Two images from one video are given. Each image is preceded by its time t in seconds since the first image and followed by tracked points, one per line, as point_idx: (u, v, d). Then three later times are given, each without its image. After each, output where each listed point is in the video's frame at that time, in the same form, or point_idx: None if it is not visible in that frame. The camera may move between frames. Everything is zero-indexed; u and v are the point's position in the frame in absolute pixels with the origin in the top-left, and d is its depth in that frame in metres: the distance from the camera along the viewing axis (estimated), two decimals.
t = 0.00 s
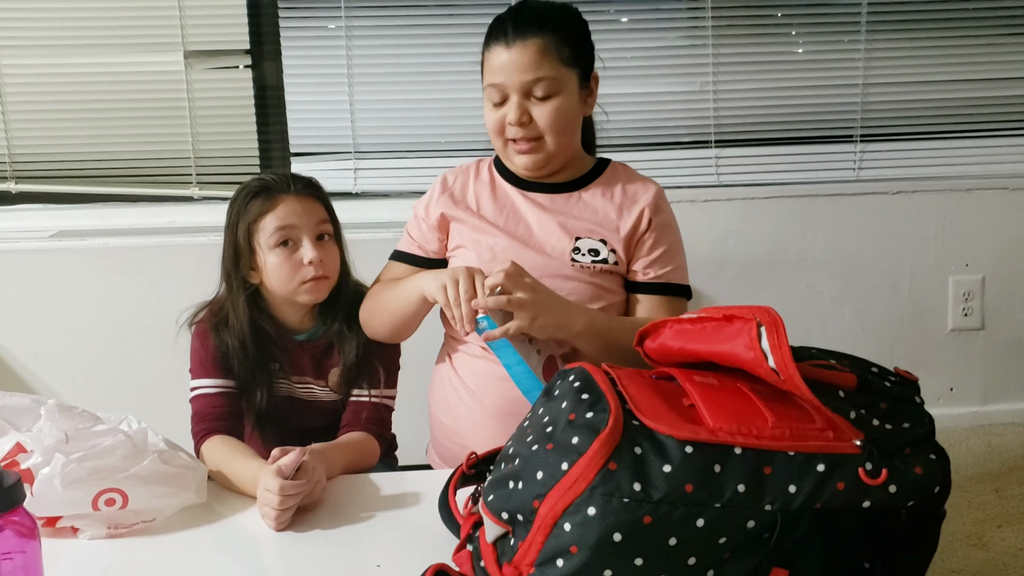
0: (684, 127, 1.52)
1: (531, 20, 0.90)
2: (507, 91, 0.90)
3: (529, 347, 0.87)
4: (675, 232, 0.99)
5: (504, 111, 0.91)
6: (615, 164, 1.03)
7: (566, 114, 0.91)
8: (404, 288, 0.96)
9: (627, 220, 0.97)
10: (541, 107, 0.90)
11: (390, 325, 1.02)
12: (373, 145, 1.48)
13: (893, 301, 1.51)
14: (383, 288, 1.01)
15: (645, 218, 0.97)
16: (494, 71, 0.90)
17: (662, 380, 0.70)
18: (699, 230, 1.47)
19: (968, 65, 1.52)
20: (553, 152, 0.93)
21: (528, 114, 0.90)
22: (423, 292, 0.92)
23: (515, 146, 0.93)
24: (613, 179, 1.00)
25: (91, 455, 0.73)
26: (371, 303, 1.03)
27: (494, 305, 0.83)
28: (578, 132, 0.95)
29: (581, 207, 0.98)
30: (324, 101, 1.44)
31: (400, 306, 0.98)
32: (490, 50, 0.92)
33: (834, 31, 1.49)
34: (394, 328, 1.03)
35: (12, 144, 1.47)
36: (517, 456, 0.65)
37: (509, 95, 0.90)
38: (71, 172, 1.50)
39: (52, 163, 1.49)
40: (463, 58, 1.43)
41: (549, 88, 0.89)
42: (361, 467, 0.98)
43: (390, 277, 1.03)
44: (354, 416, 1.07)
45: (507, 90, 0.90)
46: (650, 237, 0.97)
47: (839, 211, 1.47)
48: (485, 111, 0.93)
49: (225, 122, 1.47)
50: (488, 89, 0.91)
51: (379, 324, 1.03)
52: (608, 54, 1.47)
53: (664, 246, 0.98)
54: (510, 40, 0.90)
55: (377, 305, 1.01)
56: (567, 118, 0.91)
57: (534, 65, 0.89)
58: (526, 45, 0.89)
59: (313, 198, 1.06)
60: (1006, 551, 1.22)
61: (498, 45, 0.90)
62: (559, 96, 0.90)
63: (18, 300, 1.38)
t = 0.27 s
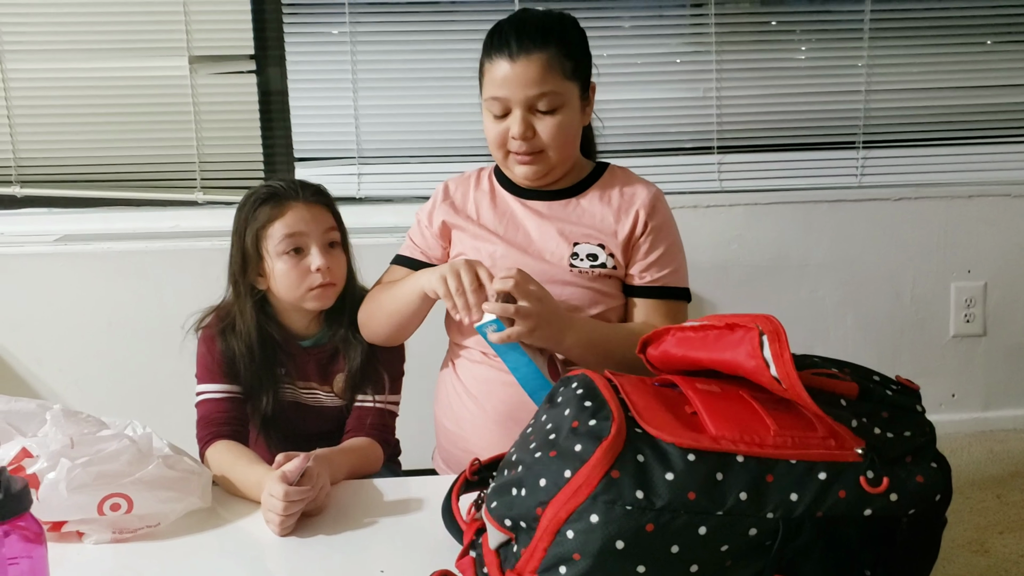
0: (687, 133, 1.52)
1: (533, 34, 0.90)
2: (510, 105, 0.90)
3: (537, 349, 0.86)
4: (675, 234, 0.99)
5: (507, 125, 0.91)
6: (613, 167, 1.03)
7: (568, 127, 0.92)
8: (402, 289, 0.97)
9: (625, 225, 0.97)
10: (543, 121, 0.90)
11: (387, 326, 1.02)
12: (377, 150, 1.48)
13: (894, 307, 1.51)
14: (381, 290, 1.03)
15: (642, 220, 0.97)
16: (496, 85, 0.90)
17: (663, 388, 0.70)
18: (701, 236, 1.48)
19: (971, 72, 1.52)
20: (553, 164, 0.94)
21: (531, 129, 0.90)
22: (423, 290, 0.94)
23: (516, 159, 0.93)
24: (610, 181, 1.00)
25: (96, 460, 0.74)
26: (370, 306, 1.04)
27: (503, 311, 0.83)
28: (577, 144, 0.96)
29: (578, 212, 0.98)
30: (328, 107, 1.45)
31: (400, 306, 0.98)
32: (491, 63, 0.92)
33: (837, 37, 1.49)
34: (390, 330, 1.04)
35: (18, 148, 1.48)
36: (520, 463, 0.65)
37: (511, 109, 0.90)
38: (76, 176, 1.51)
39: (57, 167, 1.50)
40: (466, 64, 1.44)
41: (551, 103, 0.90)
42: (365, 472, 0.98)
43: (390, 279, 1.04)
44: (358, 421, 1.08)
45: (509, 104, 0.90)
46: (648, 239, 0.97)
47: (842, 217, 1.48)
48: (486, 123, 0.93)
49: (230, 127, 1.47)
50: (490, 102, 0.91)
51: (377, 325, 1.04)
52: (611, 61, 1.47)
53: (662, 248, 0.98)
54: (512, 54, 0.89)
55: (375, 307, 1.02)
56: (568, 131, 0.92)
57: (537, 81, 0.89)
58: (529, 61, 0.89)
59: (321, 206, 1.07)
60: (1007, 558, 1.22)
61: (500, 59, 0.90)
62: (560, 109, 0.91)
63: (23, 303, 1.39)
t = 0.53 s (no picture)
0: (686, 127, 1.52)
1: (525, 32, 0.90)
2: (503, 104, 0.90)
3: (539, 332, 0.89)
4: (670, 225, 1.00)
5: (500, 123, 0.91)
6: (607, 158, 1.03)
7: (562, 124, 0.92)
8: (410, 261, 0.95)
9: (621, 216, 0.98)
10: (537, 119, 0.90)
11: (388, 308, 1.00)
12: (376, 143, 1.48)
13: (893, 301, 1.51)
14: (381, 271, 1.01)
15: (639, 210, 0.98)
16: (488, 84, 0.90)
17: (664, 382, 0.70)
18: (701, 230, 1.48)
19: (970, 67, 1.52)
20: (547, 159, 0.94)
21: (526, 127, 0.90)
22: (434, 264, 0.92)
23: (510, 155, 0.93)
24: (606, 172, 1.00)
25: (96, 453, 0.74)
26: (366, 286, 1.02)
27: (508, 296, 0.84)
28: (571, 140, 0.96)
29: (576, 204, 0.98)
30: (327, 100, 1.44)
31: (404, 282, 0.96)
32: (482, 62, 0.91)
33: (837, 31, 1.49)
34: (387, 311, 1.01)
35: (15, 140, 1.48)
36: (521, 456, 0.65)
37: (505, 108, 0.90)
38: (74, 169, 1.50)
39: (56, 160, 1.49)
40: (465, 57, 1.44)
41: (545, 101, 0.90)
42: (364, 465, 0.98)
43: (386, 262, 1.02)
44: (359, 415, 1.08)
45: (502, 103, 0.90)
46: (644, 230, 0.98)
47: (841, 212, 1.48)
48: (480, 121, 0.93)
49: (228, 120, 1.47)
50: (483, 101, 0.91)
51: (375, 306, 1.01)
52: (610, 54, 1.47)
53: (659, 239, 0.98)
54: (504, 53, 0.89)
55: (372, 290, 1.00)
56: (562, 129, 0.92)
57: (530, 79, 0.88)
58: (522, 60, 0.88)
59: (324, 202, 1.07)
60: (1005, 552, 1.23)
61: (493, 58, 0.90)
62: (554, 107, 0.91)
63: (21, 297, 1.38)
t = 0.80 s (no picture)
0: (692, 127, 1.52)
1: (524, 33, 0.90)
2: (504, 105, 0.90)
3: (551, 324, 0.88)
4: (676, 225, 1.00)
5: (502, 125, 0.91)
6: (612, 157, 1.03)
7: (564, 123, 0.92)
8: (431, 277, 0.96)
9: (626, 216, 0.97)
10: (538, 119, 0.90)
11: (412, 323, 1.00)
12: (381, 141, 1.48)
13: (898, 302, 1.51)
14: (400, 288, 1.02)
15: (644, 211, 0.97)
16: (489, 86, 0.89)
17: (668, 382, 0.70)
18: (705, 230, 1.47)
19: (977, 68, 1.51)
20: (550, 159, 0.94)
21: (528, 128, 0.90)
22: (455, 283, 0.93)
23: (513, 156, 0.93)
24: (610, 173, 1.00)
25: (100, 449, 0.74)
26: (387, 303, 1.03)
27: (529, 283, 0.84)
28: (573, 139, 0.96)
29: (579, 205, 0.98)
30: (332, 98, 1.44)
31: (424, 298, 0.97)
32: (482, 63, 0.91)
33: (844, 31, 1.49)
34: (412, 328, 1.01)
35: (21, 136, 1.48)
36: (525, 455, 0.65)
37: (506, 109, 0.90)
38: (80, 165, 1.51)
39: (62, 156, 1.50)
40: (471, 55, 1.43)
41: (547, 100, 0.89)
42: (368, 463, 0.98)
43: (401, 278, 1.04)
44: (362, 412, 1.08)
45: (504, 105, 0.90)
46: (650, 230, 0.98)
47: (846, 213, 1.47)
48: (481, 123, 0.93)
49: (233, 117, 1.47)
50: (484, 103, 0.91)
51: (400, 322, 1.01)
52: (616, 53, 1.47)
53: (665, 240, 0.98)
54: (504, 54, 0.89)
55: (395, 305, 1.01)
56: (564, 127, 0.92)
57: (531, 79, 0.88)
58: (522, 60, 0.88)
59: (328, 198, 1.07)
60: (1008, 554, 1.22)
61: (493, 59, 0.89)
62: (555, 106, 0.91)
63: (27, 292, 1.39)
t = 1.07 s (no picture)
0: (695, 128, 1.52)
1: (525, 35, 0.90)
2: (505, 108, 0.90)
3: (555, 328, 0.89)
4: (678, 226, 1.00)
5: (504, 127, 0.91)
6: (614, 158, 1.03)
7: (566, 125, 0.92)
8: (432, 280, 0.97)
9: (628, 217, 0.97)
10: (540, 121, 0.90)
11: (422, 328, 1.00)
12: (383, 141, 1.48)
13: (899, 305, 1.51)
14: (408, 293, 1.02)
15: (647, 212, 0.97)
16: (490, 88, 0.89)
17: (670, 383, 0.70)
18: (707, 231, 1.47)
19: (980, 71, 1.51)
20: (553, 160, 0.94)
21: (530, 130, 0.90)
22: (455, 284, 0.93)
23: (515, 158, 0.93)
24: (612, 175, 1.00)
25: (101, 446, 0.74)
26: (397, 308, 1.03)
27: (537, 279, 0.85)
28: (575, 140, 0.96)
29: (581, 206, 0.98)
30: (335, 97, 1.44)
31: (429, 299, 0.97)
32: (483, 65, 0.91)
33: (847, 34, 1.49)
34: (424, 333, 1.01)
35: (24, 133, 1.48)
36: (526, 455, 0.65)
37: (508, 111, 0.90)
38: (83, 162, 1.51)
39: (64, 154, 1.50)
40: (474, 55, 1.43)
41: (548, 102, 0.89)
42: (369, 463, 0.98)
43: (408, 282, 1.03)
44: (363, 412, 1.08)
45: (505, 107, 0.90)
46: (653, 232, 0.98)
47: (848, 215, 1.47)
48: (483, 125, 0.93)
49: (236, 115, 1.47)
50: (485, 105, 0.91)
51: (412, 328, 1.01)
52: (619, 54, 1.47)
53: (668, 241, 0.98)
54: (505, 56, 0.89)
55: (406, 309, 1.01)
56: (566, 129, 0.92)
57: (532, 81, 0.88)
58: (524, 62, 0.88)
59: (330, 198, 1.06)
60: (1008, 558, 1.22)
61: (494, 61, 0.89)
62: (557, 108, 0.91)
63: (28, 289, 1.39)
